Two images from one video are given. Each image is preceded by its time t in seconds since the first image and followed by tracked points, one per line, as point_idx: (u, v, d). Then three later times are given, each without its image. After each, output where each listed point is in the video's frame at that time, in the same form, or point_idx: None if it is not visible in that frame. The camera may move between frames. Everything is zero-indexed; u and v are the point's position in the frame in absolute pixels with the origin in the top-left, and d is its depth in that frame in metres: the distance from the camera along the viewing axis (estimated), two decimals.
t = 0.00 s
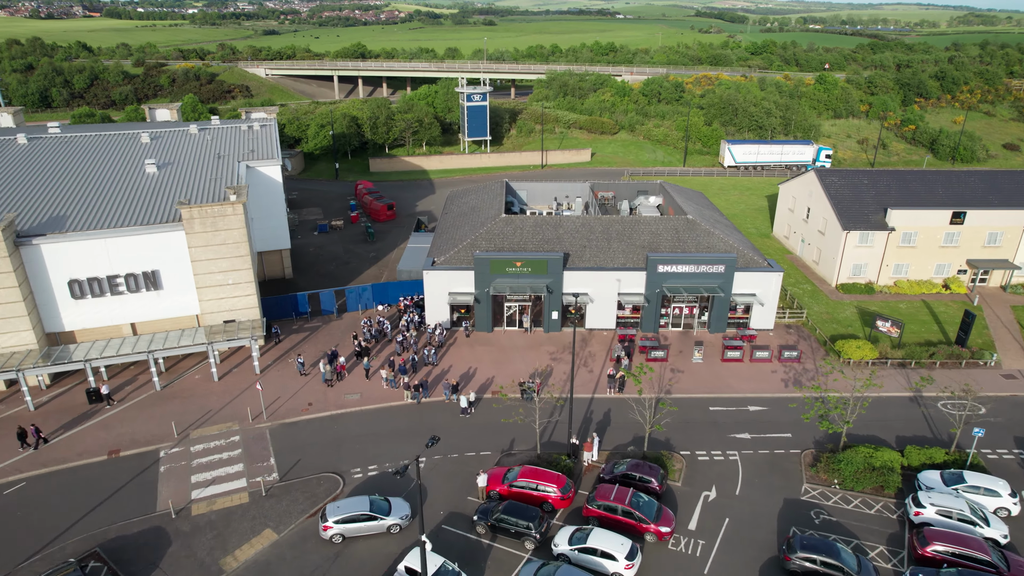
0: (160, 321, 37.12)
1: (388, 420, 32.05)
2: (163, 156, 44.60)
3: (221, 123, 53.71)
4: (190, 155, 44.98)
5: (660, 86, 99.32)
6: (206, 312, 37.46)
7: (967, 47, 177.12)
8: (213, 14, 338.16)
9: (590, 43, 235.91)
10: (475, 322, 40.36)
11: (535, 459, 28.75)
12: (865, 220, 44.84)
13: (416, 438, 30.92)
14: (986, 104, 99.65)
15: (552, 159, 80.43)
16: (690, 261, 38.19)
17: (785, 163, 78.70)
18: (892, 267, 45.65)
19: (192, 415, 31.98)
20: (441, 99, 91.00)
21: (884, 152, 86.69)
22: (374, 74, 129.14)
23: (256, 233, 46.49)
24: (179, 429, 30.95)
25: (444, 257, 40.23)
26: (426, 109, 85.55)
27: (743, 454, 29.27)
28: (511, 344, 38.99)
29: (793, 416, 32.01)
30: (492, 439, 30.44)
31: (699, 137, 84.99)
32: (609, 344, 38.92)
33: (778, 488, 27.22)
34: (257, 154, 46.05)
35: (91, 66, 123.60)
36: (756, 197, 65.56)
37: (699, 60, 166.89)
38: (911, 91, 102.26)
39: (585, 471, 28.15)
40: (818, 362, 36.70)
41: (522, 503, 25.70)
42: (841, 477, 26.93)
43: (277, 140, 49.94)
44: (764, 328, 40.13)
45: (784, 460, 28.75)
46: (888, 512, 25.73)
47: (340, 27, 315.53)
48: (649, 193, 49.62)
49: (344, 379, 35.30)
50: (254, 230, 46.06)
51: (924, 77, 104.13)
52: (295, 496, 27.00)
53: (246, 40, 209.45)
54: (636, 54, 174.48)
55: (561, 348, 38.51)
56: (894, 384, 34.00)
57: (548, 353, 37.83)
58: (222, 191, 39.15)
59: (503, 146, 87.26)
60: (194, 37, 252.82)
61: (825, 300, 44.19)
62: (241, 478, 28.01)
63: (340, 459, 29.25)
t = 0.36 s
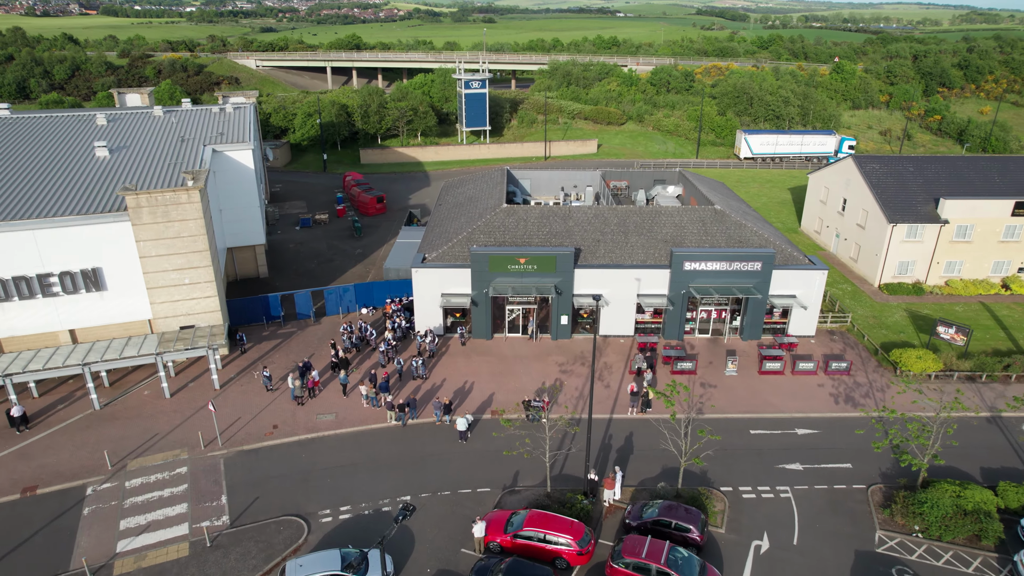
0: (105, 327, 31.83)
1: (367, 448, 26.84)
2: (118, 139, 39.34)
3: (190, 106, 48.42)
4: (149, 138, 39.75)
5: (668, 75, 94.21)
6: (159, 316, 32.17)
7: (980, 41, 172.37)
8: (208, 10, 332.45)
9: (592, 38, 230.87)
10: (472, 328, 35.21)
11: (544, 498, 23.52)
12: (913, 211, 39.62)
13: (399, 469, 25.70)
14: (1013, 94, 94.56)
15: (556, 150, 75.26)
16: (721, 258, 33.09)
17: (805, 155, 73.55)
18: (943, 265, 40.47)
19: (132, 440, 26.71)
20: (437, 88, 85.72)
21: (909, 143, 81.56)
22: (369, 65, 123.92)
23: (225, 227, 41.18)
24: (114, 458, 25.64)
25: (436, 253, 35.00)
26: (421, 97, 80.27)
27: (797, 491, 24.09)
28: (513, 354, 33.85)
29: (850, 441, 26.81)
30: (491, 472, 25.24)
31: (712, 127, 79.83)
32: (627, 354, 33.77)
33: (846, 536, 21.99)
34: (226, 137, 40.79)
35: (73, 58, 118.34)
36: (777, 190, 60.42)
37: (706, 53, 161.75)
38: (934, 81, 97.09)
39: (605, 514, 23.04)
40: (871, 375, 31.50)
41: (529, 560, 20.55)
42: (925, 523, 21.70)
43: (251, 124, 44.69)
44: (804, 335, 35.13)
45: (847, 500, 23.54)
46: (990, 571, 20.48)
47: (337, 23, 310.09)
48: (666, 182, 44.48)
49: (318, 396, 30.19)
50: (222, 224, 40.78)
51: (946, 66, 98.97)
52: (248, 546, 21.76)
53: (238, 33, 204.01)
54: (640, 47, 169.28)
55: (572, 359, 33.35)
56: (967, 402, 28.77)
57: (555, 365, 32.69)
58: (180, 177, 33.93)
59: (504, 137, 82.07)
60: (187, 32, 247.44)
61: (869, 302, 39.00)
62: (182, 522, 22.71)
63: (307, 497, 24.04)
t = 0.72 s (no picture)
0: (56, 324, 28.30)
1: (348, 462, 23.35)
2: (80, 117, 35.78)
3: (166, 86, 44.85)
4: (115, 116, 36.20)
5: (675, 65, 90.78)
6: (117, 311, 28.59)
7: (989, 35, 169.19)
8: (205, 6, 328.92)
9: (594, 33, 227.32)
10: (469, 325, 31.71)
11: (553, 523, 20.00)
12: (954, 198, 36.18)
13: (384, 487, 22.19)
14: None
15: (559, 140, 71.80)
16: (749, 246, 29.69)
17: (820, 144, 70.10)
18: (985, 257, 37.06)
19: (77, 454, 23.15)
20: (435, 76, 82.25)
21: (927, 134, 78.16)
22: (366, 56, 120.48)
23: (199, 214, 37.68)
24: (53, 475, 22.08)
25: (430, 241, 31.53)
26: (418, 85, 76.71)
27: (849, 514, 20.63)
28: (515, 354, 30.38)
29: (904, 455, 23.32)
30: (491, 491, 21.76)
31: (721, 117, 76.38)
32: (642, 355, 30.28)
33: (914, 571, 18.47)
34: (201, 117, 37.28)
35: (60, 48, 114.84)
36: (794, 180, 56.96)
37: (710, 46, 158.39)
38: (950, 71, 93.68)
39: (625, 542, 19.49)
40: (918, 378, 28.01)
41: None
42: (1009, 557, 18.29)
43: (230, 104, 41.19)
44: (840, 333, 31.59)
45: (910, 525, 20.08)
46: None
47: (335, 19, 306.54)
48: (681, 168, 41.09)
49: (295, 401, 26.74)
50: (196, 211, 37.30)
51: (963, 55, 95.56)
52: None
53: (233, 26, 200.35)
54: (643, 41, 165.91)
55: (581, 360, 29.85)
56: None
57: (563, 367, 29.23)
58: (143, 156, 30.39)
59: (505, 127, 78.64)
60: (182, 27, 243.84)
61: (906, 297, 35.54)
62: (125, 553, 19.15)
63: (275, 521, 20.53)
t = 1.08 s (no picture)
0: (12, 317, 25.71)
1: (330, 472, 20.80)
2: (47, 96, 33.17)
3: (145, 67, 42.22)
4: (85, 95, 33.60)
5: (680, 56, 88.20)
6: (79, 304, 25.97)
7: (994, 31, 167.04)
8: (202, 3, 326.63)
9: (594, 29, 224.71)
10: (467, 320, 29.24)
11: (561, 543, 17.46)
12: (988, 184, 33.71)
13: (369, 501, 19.65)
14: None
15: (561, 131, 69.21)
16: (772, 234, 27.24)
17: (832, 135, 67.57)
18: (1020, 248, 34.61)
19: (24, 463, 20.57)
20: (433, 66, 79.74)
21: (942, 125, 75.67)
22: (363, 49, 117.80)
23: (178, 202, 35.04)
24: None
25: (423, 228, 29.06)
26: (415, 74, 74.16)
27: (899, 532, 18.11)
28: (517, 352, 27.88)
29: (953, 464, 20.79)
30: (491, 505, 19.24)
31: (729, 108, 73.84)
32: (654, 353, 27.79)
33: None
34: (180, 97, 34.67)
35: (50, 41, 112.08)
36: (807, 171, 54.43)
37: (713, 41, 155.94)
38: (962, 62, 91.20)
39: (643, 565, 16.91)
40: (960, 377, 25.49)
41: None
42: None
43: (213, 85, 38.56)
44: (870, 328, 29.11)
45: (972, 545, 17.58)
46: None
47: (333, 16, 303.80)
48: (692, 153, 38.62)
49: (274, 403, 24.21)
50: (175, 198, 34.67)
51: (975, 46, 93.06)
52: None
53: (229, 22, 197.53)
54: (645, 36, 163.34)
55: (588, 358, 27.35)
56: None
57: (569, 365, 26.78)
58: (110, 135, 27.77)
59: (505, 118, 76.12)
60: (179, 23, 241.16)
61: (936, 290, 33.04)
62: None
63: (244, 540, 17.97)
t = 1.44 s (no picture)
0: None
1: (306, 494, 18.06)
2: (6, 74, 30.39)
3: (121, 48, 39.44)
4: (49, 74, 30.85)
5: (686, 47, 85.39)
6: (29, 300, 23.26)
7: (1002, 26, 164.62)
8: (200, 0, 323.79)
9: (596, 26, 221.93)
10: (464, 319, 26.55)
11: None
12: None
13: (349, 528, 16.90)
14: None
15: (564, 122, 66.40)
16: (804, 223, 24.56)
17: (847, 127, 64.79)
18: None
19: None
20: (431, 57, 76.93)
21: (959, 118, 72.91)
22: (360, 43, 114.96)
23: (152, 191, 32.29)
24: None
25: (416, 217, 26.39)
26: (413, 63, 71.38)
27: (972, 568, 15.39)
28: (519, 354, 25.18)
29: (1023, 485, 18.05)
30: (489, 535, 16.52)
31: (738, 99, 71.06)
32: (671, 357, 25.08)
33: None
34: (153, 76, 31.93)
35: (38, 33, 109.24)
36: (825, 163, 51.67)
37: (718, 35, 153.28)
38: (977, 54, 88.46)
39: None
40: (1015, 384, 22.79)
41: None
42: None
43: (192, 67, 35.82)
44: (909, 328, 26.37)
45: None
46: None
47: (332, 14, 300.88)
48: (708, 141, 35.90)
49: (246, 412, 21.50)
50: (148, 187, 31.91)
51: (990, 38, 90.28)
52: None
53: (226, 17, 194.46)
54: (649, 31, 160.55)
55: (598, 361, 24.64)
56: None
57: (578, 370, 24.12)
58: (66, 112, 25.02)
59: (505, 110, 73.34)
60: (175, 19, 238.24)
61: (976, 286, 30.35)
62: None
63: None
